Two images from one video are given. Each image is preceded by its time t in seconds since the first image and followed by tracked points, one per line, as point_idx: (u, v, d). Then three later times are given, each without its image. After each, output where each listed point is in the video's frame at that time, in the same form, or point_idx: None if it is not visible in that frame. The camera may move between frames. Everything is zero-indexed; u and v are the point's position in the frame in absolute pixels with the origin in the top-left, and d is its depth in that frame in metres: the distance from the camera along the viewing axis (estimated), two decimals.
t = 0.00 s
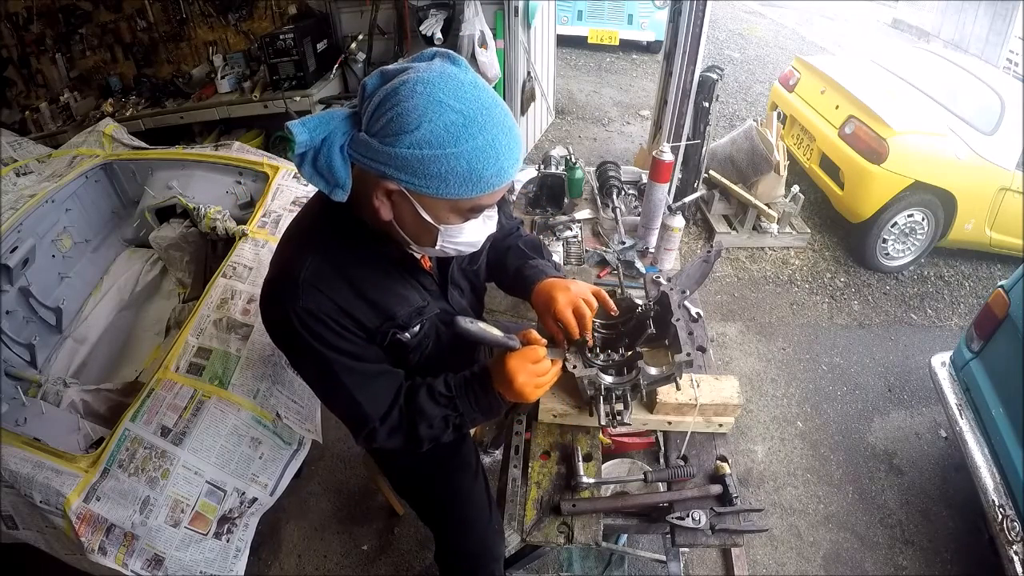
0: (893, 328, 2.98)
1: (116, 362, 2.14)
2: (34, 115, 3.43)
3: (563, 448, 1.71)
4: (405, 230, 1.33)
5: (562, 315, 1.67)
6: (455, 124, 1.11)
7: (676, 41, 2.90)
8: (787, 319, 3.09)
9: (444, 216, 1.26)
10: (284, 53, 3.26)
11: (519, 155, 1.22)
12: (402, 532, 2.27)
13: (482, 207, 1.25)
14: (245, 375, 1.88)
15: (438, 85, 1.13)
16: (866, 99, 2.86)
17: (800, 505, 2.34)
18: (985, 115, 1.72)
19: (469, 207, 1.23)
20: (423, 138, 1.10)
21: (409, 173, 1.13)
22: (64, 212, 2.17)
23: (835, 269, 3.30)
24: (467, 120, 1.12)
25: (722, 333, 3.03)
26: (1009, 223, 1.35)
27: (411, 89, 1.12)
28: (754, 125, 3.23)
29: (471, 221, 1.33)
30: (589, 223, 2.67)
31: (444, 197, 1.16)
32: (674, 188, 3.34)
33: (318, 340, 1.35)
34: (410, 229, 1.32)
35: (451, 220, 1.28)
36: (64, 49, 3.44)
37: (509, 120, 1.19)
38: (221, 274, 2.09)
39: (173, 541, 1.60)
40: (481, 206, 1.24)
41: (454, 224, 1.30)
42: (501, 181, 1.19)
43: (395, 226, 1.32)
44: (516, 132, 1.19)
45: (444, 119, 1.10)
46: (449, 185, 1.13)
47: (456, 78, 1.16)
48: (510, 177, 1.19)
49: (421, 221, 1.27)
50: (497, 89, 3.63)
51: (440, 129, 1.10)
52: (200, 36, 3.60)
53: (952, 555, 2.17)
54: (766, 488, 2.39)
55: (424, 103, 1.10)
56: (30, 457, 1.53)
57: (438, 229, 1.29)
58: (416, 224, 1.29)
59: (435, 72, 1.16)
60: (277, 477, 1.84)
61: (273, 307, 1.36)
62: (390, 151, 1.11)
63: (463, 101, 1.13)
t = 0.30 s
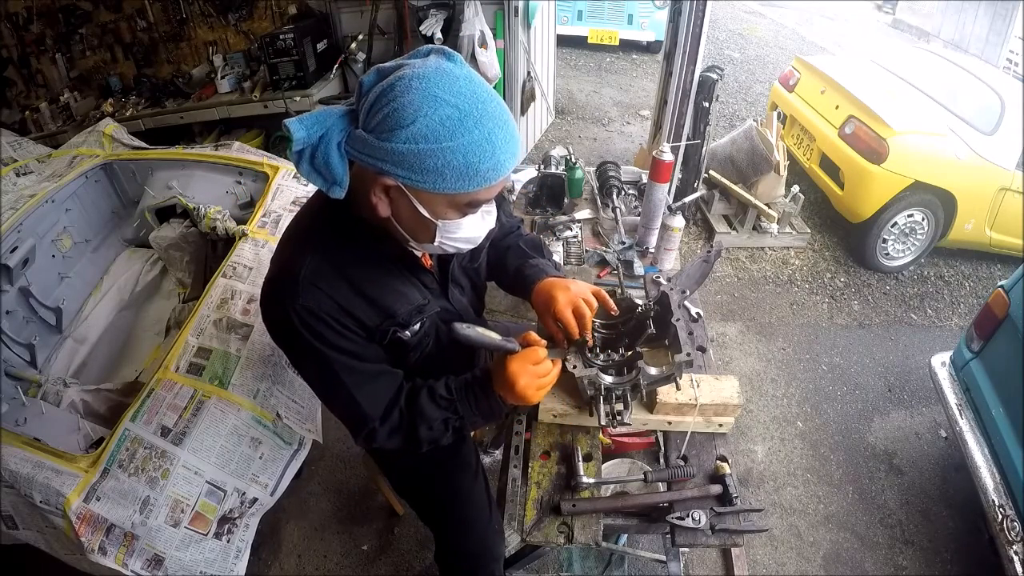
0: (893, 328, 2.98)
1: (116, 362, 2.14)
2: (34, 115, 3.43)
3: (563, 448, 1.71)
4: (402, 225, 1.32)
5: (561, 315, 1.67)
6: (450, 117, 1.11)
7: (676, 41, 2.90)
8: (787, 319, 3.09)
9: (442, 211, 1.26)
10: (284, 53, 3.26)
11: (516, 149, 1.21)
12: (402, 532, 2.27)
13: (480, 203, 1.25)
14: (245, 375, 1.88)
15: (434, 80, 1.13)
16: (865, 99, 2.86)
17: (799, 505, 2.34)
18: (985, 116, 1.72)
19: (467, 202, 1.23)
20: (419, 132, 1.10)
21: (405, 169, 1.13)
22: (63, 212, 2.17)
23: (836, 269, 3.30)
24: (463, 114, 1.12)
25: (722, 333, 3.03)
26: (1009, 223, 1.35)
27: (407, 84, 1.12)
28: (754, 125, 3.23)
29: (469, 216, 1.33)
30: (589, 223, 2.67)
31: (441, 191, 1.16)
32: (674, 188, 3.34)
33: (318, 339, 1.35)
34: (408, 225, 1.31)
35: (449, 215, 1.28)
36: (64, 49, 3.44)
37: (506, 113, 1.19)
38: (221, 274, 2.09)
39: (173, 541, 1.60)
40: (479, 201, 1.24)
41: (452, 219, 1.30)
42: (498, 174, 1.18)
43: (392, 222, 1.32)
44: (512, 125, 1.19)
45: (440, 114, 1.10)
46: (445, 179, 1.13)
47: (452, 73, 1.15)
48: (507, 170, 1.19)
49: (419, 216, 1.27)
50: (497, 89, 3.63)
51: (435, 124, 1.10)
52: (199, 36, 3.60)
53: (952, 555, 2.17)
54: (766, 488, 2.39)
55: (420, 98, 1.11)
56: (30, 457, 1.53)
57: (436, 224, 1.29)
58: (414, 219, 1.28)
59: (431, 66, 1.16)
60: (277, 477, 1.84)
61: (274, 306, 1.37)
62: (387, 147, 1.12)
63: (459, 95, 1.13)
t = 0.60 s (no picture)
0: (893, 328, 2.98)
1: (116, 363, 2.14)
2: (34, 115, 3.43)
3: (563, 448, 1.71)
4: (392, 227, 1.32)
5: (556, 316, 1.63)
6: (433, 118, 1.10)
7: (676, 41, 2.90)
8: (787, 319, 3.09)
9: (430, 211, 1.26)
10: (284, 53, 3.26)
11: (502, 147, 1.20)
12: (402, 532, 2.27)
13: (467, 202, 1.25)
14: (245, 375, 1.88)
15: (417, 81, 1.13)
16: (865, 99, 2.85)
17: (799, 505, 2.34)
18: (985, 115, 1.72)
19: (454, 201, 1.23)
20: (402, 133, 1.10)
21: (390, 170, 1.12)
22: (63, 212, 2.17)
23: (835, 269, 3.30)
24: (446, 114, 1.11)
25: (722, 333, 3.03)
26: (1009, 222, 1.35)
27: (390, 86, 1.13)
28: (754, 125, 3.23)
29: (458, 217, 1.32)
30: (589, 223, 2.67)
31: (427, 192, 1.15)
32: (674, 188, 3.33)
33: (314, 342, 1.36)
34: (398, 227, 1.31)
35: (437, 216, 1.28)
36: (64, 49, 3.44)
37: (490, 112, 1.18)
38: (221, 274, 2.09)
39: (173, 541, 1.60)
40: (466, 200, 1.23)
41: (441, 220, 1.29)
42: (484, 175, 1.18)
43: (382, 224, 1.32)
44: (497, 124, 1.19)
45: (423, 114, 1.10)
46: (429, 180, 1.13)
47: (434, 73, 1.16)
48: (493, 170, 1.18)
49: (408, 217, 1.27)
50: (497, 89, 3.64)
51: (418, 124, 1.10)
52: (200, 36, 3.60)
53: (952, 555, 2.17)
54: (766, 488, 2.39)
55: (403, 100, 1.11)
56: (30, 457, 1.53)
57: (424, 225, 1.29)
58: (403, 221, 1.29)
59: (414, 68, 1.17)
60: (277, 477, 1.84)
61: (269, 309, 1.36)
62: (370, 148, 1.12)
63: (442, 95, 1.13)
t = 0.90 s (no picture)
0: (893, 328, 2.98)
1: (116, 363, 2.14)
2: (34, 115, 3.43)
3: (563, 448, 1.71)
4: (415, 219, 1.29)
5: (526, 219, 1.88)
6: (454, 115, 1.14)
7: (676, 41, 2.90)
8: (787, 319, 3.09)
9: (457, 196, 1.26)
10: (284, 53, 3.26)
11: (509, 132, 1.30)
12: (402, 532, 2.27)
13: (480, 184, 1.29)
14: (245, 375, 1.88)
15: (435, 77, 1.15)
16: (865, 99, 2.86)
17: (800, 505, 2.34)
18: (986, 115, 1.72)
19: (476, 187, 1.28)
20: (445, 135, 1.14)
21: (432, 170, 1.17)
22: (63, 212, 2.17)
23: (835, 269, 3.30)
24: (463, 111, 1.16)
25: (722, 333, 3.03)
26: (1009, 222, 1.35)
27: (407, 81, 1.14)
28: (754, 125, 3.24)
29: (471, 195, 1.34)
30: (589, 223, 2.68)
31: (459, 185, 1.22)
32: (674, 188, 3.33)
33: (308, 334, 1.32)
34: (421, 217, 1.28)
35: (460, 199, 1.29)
36: (64, 49, 3.44)
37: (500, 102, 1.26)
38: (221, 274, 2.09)
39: (173, 540, 1.60)
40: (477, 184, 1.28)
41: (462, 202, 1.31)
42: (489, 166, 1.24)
43: (405, 218, 1.27)
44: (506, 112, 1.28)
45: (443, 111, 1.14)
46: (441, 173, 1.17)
47: (454, 70, 1.18)
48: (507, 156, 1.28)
49: (439, 206, 1.26)
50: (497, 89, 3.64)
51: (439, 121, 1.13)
52: (200, 37, 3.60)
53: (952, 555, 2.17)
54: (766, 488, 2.39)
55: (438, 101, 1.14)
56: (30, 457, 1.53)
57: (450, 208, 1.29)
58: (430, 209, 1.26)
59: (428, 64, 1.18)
60: (277, 477, 1.84)
61: (264, 304, 1.33)
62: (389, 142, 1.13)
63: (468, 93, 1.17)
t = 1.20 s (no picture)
0: (893, 329, 2.98)
1: (116, 363, 2.14)
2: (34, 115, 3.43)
3: (563, 448, 1.71)
4: (460, 193, 1.31)
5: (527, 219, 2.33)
6: (509, 97, 1.21)
7: (676, 42, 2.90)
8: (787, 319, 3.09)
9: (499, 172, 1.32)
10: (284, 53, 3.26)
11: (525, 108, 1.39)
12: (401, 532, 2.27)
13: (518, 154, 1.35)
14: (245, 375, 1.88)
15: (489, 66, 1.21)
16: (865, 99, 2.86)
17: (800, 505, 2.34)
18: (986, 116, 1.72)
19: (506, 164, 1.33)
20: (508, 119, 1.21)
21: (498, 152, 1.24)
22: (63, 212, 2.17)
23: (836, 269, 3.30)
24: (516, 94, 1.23)
25: (722, 333, 3.03)
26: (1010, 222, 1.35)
27: (463, 67, 1.19)
28: (754, 125, 3.24)
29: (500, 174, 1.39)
30: (589, 223, 2.68)
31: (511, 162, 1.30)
32: (674, 188, 3.33)
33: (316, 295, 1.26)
34: (466, 190, 1.30)
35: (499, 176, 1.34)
36: (64, 49, 3.44)
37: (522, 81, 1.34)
38: (221, 274, 2.09)
39: (173, 540, 1.60)
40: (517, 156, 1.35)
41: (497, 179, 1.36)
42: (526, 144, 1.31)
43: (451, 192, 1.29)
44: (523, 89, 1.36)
45: (499, 92, 1.20)
46: (494, 152, 1.23)
47: (495, 57, 1.24)
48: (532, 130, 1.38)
49: (484, 181, 1.30)
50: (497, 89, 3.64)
51: (497, 102, 1.19)
52: (200, 36, 3.60)
53: (952, 555, 2.17)
54: (766, 488, 2.39)
55: (496, 87, 1.20)
56: (30, 457, 1.53)
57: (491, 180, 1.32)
58: (476, 182, 1.29)
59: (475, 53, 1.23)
60: (277, 477, 1.84)
61: (282, 268, 1.29)
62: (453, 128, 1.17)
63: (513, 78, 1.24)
